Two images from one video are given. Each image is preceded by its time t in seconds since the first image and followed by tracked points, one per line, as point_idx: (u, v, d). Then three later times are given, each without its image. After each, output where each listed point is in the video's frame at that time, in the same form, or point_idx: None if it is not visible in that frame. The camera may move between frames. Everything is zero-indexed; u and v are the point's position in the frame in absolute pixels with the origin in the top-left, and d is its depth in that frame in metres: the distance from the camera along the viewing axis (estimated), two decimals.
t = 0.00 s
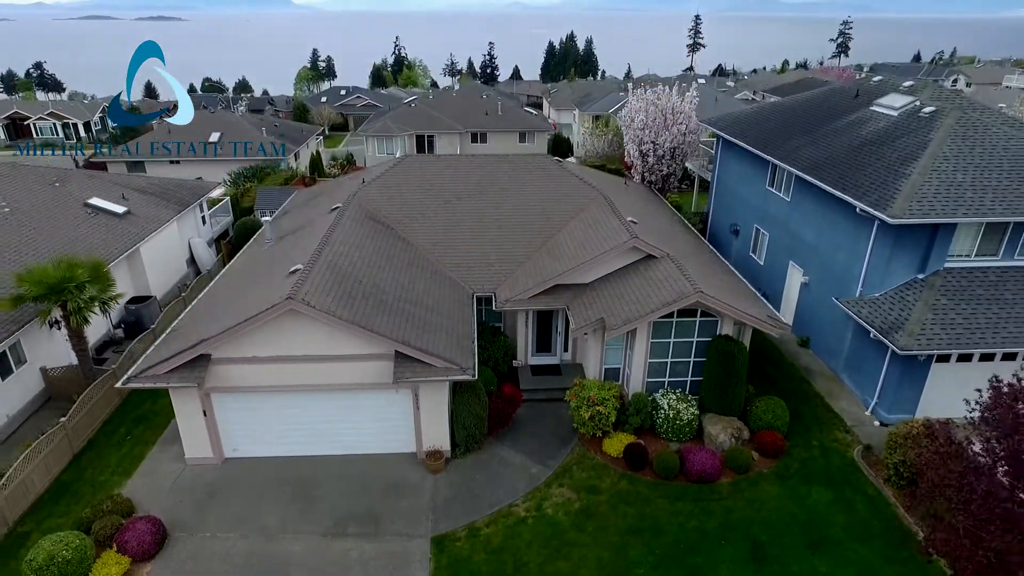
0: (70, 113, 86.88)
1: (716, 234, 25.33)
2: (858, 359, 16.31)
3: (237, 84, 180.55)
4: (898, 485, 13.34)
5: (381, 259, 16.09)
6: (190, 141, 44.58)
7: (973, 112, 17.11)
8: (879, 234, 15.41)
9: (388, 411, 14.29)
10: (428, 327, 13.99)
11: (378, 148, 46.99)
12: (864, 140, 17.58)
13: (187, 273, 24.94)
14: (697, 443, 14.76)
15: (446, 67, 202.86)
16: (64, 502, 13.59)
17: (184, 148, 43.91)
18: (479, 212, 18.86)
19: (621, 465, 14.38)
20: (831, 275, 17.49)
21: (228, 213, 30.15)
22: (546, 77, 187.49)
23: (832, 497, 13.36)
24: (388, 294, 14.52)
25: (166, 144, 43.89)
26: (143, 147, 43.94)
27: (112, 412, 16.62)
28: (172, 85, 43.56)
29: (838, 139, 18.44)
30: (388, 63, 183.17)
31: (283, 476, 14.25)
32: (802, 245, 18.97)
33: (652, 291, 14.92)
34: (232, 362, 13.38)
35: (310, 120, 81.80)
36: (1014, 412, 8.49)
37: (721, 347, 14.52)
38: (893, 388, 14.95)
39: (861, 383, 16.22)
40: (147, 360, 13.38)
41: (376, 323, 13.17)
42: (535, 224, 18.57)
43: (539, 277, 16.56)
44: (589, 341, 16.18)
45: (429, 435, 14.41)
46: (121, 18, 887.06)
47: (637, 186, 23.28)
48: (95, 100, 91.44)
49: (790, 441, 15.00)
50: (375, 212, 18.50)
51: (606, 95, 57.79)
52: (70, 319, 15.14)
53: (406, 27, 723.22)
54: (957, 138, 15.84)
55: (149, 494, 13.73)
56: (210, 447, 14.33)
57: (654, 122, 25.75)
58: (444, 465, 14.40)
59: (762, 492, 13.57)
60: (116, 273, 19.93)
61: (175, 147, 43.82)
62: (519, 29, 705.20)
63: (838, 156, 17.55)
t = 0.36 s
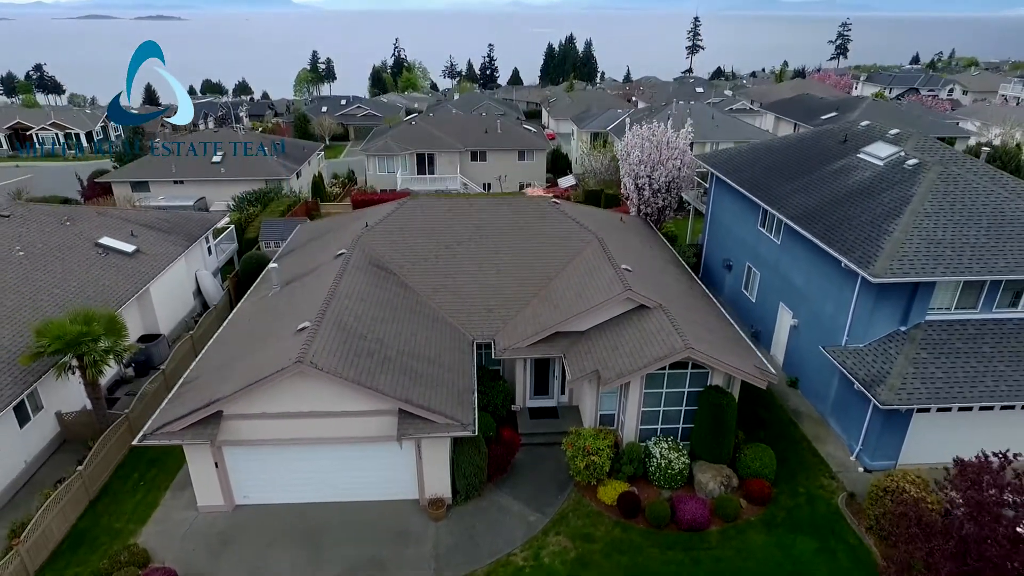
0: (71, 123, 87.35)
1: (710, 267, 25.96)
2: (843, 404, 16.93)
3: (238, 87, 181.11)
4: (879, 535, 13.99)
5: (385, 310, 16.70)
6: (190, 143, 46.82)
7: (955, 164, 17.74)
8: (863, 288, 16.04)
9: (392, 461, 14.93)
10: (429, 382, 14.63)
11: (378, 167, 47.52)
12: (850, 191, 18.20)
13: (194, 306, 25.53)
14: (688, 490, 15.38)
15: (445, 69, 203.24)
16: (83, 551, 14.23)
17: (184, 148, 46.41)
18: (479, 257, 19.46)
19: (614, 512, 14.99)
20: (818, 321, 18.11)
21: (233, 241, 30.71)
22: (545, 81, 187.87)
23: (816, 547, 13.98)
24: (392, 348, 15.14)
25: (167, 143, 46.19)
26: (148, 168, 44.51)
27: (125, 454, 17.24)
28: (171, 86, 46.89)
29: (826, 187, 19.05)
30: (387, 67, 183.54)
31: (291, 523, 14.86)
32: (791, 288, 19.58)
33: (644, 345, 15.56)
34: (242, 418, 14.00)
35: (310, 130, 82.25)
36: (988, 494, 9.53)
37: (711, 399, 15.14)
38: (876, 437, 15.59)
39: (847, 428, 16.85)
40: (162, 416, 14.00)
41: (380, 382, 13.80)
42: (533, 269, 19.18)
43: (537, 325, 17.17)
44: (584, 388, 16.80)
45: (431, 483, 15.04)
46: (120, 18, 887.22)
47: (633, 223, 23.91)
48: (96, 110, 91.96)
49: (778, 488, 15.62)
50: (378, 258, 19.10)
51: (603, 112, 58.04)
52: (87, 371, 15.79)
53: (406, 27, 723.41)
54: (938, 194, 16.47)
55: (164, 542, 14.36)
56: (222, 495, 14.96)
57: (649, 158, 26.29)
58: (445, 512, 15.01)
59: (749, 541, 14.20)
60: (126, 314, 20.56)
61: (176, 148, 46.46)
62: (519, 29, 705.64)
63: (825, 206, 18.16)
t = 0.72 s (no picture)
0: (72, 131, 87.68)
1: (706, 296, 26.42)
2: (832, 444, 17.41)
3: (237, 90, 181.47)
4: None
5: (387, 353, 17.18)
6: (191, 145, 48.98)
7: (941, 210, 18.23)
8: (851, 335, 16.50)
9: (394, 504, 15.39)
10: (431, 430, 15.11)
11: (378, 184, 47.90)
12: (840, 234, 18.65)
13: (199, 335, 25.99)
14: (681, 532, 15.87)
15: (445, 72, 203.56)
16: None
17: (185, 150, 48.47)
18: (479, 296, 19.92)
19: (610, 554, 15.50)
20: (809, 361, 18.59)
21: (237, 265, 31.22)
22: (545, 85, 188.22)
23: None
24: (394, 396, 15.61)
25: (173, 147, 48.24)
26: (151, 186, 44.95)
27: (133, 493, 17.70)
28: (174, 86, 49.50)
29: (817, 228, 19.51)
30: (387, 70, 183.86)
31: (296, 565, 15.32)
32: (783, 326, 20.08)
33: (639, 391, 16.05)
34: (249, 466, 14.47)
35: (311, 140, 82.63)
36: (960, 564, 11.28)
37: (703, 444, 15.62)
38: (864, 480, 16.08)
39: (836, 468, 17.33)
40: (172, 464, 14.47)
41: (383, 433, 14.28)
42: (531, 309, 19.64)
43: (535, 368, 17.64)
44: (580, 430, 17.27)
45: (432, 526, 15.50)
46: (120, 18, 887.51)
47: (629, 256, 24.40)
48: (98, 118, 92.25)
49: (768, 529, 16.13)
50: (380, 298, 19.56)
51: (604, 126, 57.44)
52: (98, 416, 16.26)
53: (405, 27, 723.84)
54: (925, 241, 16.92)
55: None
56: (229, 537, 15.42)
57: (645, 189, 26.75)
58: (446, 554, 15.47)
59: None
60: (133, 350, 21.01)
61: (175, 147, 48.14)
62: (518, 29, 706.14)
63: (816, 249, 18.62)
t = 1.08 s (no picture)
0: (72, 140, 87.97)
1: (703, 322, 26.77)
2: (825, 480, 17.74)
3: (238, 93, 182.11)
4: None
5: (387, 393, 17.51)
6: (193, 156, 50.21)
7: (931, 249, 18.53)
8: (841, 376, 16.82)
9: (394, 544, 15.69)
10: (430, 472, 15.46)
11: (378, 200, 48.20)
12: (833, 272, 18.96)
13: (201, 361, 26.38)
14: (675, 570, 16.18)
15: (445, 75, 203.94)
16: None
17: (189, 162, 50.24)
18: (478, 331, 20.24)
19: None
20: (802, 397, 18.91)
21: (239, 288, 31.62)
22: (544, 88, 188.40)
23: None
24: (394, 438, 15.95)
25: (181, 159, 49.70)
26: (152, 203, 45.26)
27: (138, 529, 18.01)
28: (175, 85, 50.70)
29: (811, 265, 19.82)
30: (387, 73, 184.00)
31: None
32: (778, 361, 20.42)
33: (635, 432, 16.38)
34: (253, 509, 14.78)
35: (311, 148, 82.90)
36: None
37: (697, 484, 15.95)
38: (855, 518, 16.41)
39: (828, 504, 17.66)
40: (178, 507, 14.78)
41: (384, 478, 14.62)
42: (529, 343, 19.96)
43: (532, 405, 17.96)
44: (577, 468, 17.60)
45: (432, 566, 15.80)
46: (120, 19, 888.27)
47: (625, 286, 24.75)
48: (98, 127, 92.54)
49: (761, 567, 16.45)
50: (380, 333, 19.90)
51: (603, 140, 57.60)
52: (103, 456, 16.60)
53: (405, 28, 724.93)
54: (915, 283, 17.22)
55: None
56: None
57: (642, 217, 27.09)
58: None
59: None
60: (137, 382, 21.33)
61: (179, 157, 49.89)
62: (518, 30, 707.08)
63: (809, 287, 18.94)
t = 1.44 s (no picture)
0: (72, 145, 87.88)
1: (703, 342, 26.65)
2: (825, 511, 17.59)
3: (237, 95, 182.35)
4: None
5: (384, 423, 17.37)
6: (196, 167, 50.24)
7: (933, 276, 18.40)
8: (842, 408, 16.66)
9: None
10: (427, 507, 15.32)
11: (377, 210, 48.07)
12: (834, 299, 18.85)
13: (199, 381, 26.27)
14: None
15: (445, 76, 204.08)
16: None
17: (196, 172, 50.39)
18: (476, 356, 20.10)
19: None
20: (803, 425, 18.78)
21: (237, 303, 31.52)
22: (544, 90, 188.23)
23: None
24: (390, 472, 15.80)
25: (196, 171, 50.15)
26: (150, 214, 45.07)
27: (133, 560, 17.83)
28: (174, 85, 51.21)
29: (812, 290, 19.70)
30: (387, 75, 183.78)
31: None
32: (778, 386, 20.31)
33: (634, 464, 16.26)
34: (249, 546, 14.60)
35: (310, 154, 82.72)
36: None
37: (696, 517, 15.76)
38: (855, 551, 16.28)
39: (829, 534, 17.52)
40: (172, 545, 14.61)
41: (380, 515, 14.48)
42: (528, 369, 19.82)
43: (531, 435, 17.80)
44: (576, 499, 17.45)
45: None
46: (119, 20, 888.69)
47: (625, 307, 24.63)
48: (97, 132, 92.31)
49: None
50: (378, 359, 19.77)
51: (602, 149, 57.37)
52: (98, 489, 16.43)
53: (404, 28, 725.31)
54: (916, 312, 17.09)
55: None
56: None
57: (642, 236, 26.95)
58: None
59: None
60: (133, 407, 21.16)
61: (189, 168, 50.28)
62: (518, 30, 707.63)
63: (810, 314, 18.82)
